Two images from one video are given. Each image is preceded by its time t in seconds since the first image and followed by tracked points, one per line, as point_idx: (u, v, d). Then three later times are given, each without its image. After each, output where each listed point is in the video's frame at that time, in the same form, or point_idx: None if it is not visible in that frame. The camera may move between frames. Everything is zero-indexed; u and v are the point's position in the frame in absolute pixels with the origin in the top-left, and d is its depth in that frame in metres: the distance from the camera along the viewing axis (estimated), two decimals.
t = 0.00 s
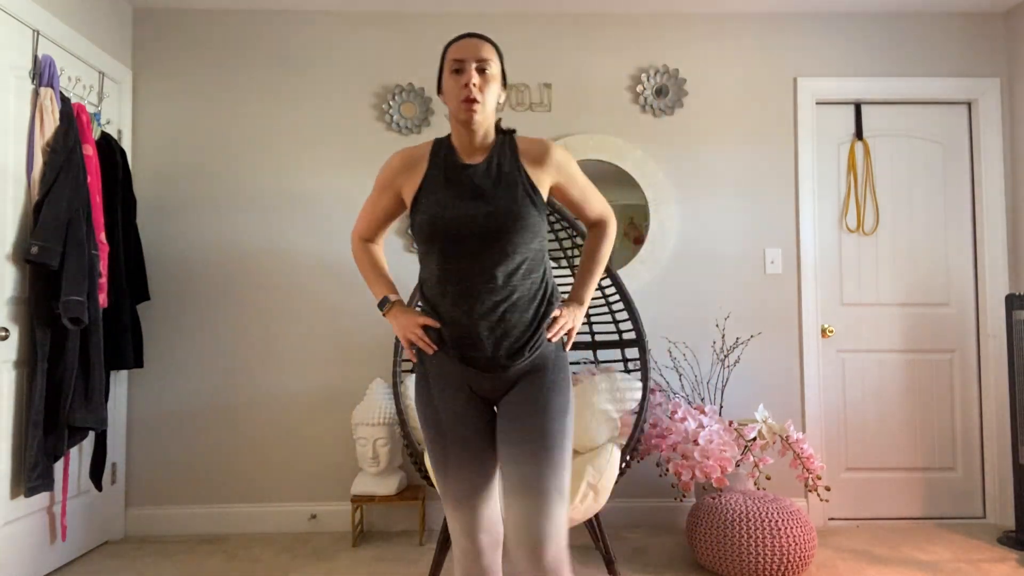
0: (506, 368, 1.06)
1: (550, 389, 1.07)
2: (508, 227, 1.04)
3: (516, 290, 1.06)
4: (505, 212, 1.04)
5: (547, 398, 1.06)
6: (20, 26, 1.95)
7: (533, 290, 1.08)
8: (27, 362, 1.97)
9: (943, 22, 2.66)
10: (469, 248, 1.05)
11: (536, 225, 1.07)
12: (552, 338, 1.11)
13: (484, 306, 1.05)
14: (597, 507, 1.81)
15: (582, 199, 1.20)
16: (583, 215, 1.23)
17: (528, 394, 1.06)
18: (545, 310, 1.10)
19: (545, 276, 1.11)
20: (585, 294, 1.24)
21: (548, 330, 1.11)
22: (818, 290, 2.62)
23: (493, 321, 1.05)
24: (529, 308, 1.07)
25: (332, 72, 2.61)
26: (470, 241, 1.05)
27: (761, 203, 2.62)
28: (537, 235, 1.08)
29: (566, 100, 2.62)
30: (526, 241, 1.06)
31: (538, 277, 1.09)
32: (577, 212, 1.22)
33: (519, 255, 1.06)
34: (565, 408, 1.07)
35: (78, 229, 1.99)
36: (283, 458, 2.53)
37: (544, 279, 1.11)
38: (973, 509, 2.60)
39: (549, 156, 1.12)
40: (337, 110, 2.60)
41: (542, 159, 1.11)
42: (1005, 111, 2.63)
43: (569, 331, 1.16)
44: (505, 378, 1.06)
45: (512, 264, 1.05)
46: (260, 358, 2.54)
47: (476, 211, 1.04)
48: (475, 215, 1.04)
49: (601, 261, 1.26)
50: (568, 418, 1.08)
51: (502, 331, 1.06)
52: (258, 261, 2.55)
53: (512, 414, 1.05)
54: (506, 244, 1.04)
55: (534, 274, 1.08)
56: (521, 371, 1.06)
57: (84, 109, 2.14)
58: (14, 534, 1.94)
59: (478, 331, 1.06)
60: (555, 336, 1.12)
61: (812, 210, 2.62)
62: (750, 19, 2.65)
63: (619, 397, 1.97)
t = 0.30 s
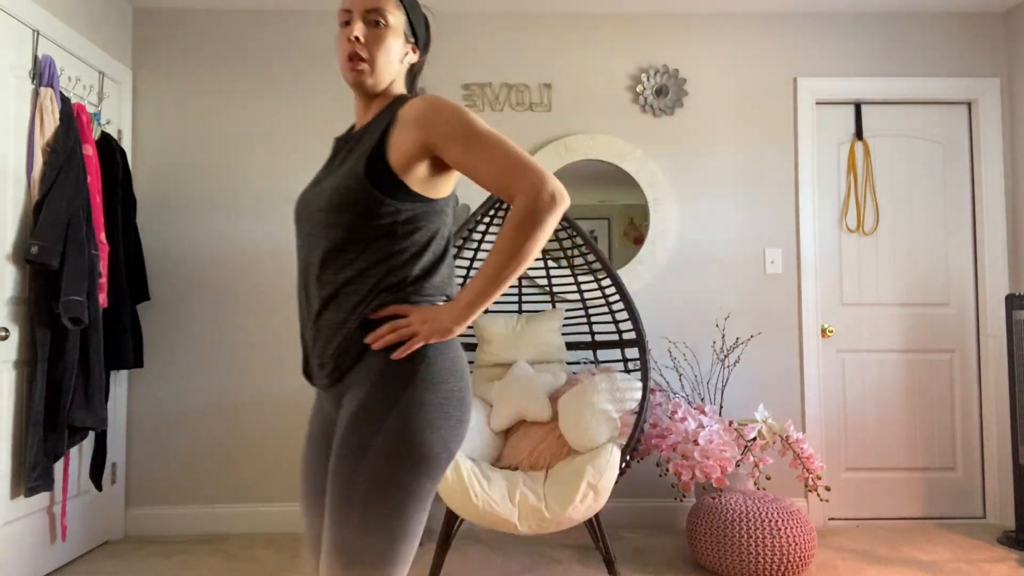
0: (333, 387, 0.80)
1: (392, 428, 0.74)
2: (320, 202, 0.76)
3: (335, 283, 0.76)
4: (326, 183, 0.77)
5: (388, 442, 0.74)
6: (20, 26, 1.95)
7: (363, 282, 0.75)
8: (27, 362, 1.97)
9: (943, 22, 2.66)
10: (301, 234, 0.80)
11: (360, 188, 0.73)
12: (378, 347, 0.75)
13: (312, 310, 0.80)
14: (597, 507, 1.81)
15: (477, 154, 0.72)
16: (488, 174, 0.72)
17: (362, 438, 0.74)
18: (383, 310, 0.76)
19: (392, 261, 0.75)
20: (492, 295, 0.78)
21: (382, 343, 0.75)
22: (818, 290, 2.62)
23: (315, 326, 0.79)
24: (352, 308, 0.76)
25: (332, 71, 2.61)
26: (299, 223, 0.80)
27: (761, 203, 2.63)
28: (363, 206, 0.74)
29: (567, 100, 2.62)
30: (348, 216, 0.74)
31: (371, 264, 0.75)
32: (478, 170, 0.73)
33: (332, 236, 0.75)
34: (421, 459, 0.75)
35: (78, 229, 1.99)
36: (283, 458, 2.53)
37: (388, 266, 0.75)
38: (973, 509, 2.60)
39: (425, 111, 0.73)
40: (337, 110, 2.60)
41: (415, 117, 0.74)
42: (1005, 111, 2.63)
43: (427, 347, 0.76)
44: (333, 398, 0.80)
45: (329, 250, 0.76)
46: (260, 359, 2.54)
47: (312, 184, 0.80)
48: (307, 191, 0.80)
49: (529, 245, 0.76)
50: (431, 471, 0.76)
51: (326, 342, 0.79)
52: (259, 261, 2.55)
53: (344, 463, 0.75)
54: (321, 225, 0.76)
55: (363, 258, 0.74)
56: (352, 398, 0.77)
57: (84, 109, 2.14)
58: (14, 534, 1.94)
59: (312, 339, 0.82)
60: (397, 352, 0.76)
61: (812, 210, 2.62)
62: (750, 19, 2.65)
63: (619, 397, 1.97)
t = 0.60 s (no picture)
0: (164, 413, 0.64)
1: (266, 453, 0.63)
2: (160, 173, 0.61)
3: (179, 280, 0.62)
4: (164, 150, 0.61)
5: (259, 476, 0.62)
6: (20, 26, 1.94)
7: (217, 281, 0.63)
8: (27, 362, 1.97)
9: (942, 22, 2.66)
10: (112, 215, 0.64)
11: (215, 167, 0.60)
12: (241, 364, 0.63)
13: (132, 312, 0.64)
14: (597, 507, 1.81)
15: (360, 131, 0.63)
16: (373, 157, 0.64)
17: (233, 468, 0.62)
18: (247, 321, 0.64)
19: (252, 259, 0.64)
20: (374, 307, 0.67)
21: (249, 359, 0.63)
22: (818, 290, 2.62)
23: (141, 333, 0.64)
24: (203, 314, 0.63)
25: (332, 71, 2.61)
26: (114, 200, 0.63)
27: (761, 203, 2.63)
28: (212, 191, 0.60)
29: (566, 100, 2.62)
30: (197, 197, 0.61)
31: (229, 259, 0.62)
32: (365, 152, 0.63)
33: (176, 222, 0.61)
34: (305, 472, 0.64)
35: (78, 229, 1.98)
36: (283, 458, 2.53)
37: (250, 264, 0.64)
38: (973, 509, 2.60)
39: (289, 67, 0.63)
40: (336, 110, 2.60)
41: (275, 69, 0.63)
42: (1005, 111, 2.63)
43: (289, 366, 0.65)
44: (155, 424, 0.65)
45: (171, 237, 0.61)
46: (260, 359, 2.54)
47: (132, 150, 0.64)
48: (126, 160, 0.63)
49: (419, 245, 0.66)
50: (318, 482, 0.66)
51: (159, 354, 0.63)
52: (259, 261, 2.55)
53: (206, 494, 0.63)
54: (157, 207, 0.61)
55: (212, 255, 0.62)
56: (194, 428, 0.63)
57: (84, 109, 2.13)
58: (14, 534, 1.94)
59: (124, 347, 0.65)
60: (254, 368, 0.63)
61: (812, 210, 2.62)
62: (750, 18, 2.65)
63: (619, 397, 1.96)
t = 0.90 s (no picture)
0: (90, 414, 0.62)
1: (190, 443, 0.65)
2: (103, 143, 0.58)
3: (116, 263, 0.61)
4: (101, 115, 0.58)
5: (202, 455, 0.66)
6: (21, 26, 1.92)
7: (150, 263, 0.65)
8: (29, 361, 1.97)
9: (942, 22, 2.66)
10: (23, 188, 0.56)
11: (160, 155, 0.64)
12: (190, 344, 0.70)
13: (49, 299, 0.58)
14: (597, 507, 1.81)
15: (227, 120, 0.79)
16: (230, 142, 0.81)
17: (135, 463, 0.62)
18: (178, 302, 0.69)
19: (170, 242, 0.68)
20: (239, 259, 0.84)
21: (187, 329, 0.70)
22: (819, 290, 2.62)
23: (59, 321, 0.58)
24: (145, 299, 0.65)
25: (332, 71, 2.61)
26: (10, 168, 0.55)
27: (761, 203, 2.63)
28: (153, 176, 0.64)
29: (566, 100, 2.62)
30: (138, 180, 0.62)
31: (159, 243, 0.66)
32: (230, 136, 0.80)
33: (121, 202, 0.61)
34: (202, 475, 0.65)
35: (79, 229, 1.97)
36: (283, 457, 2.53)
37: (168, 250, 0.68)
38: (973, 509, 2.60)
39: (171, 38, 0.68)
40: (337, 110, 2.60)
41: (150, 33, 0.66)
42: (1004, 111, 2.63)
43: (214, 331, 0.76)
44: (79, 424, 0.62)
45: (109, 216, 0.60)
46: (260, 359, 2.54)
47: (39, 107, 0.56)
48: (36, 118, 0.56)
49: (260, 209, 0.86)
50: (212, 485, 0.67)
51: (81, 342, 0.60)
52: (259, 260, 2.55)
53: (97, 491, 0.61)
54: (96, 181, 0.58)
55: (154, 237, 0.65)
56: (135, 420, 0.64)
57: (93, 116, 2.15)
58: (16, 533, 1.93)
59: (32, 344, 0.58)
60: (199, 341, 0.71)
61: (812, 210, 2.62)
62: (750, 18, 2.65)
63: (619, 397, 1.95)
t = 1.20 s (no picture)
0: (263, 432, 0.51)
1: (361, 480, 0.56)
2: (289, 96, 0.51)
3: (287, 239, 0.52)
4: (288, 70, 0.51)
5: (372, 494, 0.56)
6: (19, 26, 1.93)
7: (321, 250, 0.55)
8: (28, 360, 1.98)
9: (943, 22, 2.66)
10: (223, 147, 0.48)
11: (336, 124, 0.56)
12: (357, 355, 0.59)
13: (241, 277, 0.49)
14: (597, 507, 1.81)
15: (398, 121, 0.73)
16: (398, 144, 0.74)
17: (307, 486, 0.52)
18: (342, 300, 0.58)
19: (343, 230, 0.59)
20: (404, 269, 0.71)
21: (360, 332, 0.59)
22: (818, 290, 2.62)
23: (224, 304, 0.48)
24: (315, 294, 0.54)
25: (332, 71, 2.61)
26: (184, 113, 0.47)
27: (760, 203, 2.63)
28: (330, 149, 0.55)
29: (566, 99, 2.62)
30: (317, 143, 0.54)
31: (330, 229, 0.56)
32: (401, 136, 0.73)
33: (298, 170, 0.52)
34: (374, 518, 0.56)
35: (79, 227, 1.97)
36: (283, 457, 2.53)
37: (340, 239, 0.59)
38: (973, 509, 2.60)
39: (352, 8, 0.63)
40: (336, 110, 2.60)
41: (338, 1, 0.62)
42: (1004, 111, 2.63)
43: (382, 344, 0.64)
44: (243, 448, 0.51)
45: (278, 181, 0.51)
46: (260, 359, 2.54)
47: (211, 45, 0.48)
48: (223, 64, 0.49)
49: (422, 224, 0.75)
50: (380, 550, 0.56)
51: (242, 332, 0.50)
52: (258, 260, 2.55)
53: (277, 517, 0.52)
54: (275, 141, 0.50)
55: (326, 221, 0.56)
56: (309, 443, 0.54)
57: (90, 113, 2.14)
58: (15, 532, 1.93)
59: (218, 336, 0.48)
60: (365, 355, 0.60)
61: (812, 210, 2.62)
62: (750, 18, 2.65)
63: (619, 397, 1.96)
